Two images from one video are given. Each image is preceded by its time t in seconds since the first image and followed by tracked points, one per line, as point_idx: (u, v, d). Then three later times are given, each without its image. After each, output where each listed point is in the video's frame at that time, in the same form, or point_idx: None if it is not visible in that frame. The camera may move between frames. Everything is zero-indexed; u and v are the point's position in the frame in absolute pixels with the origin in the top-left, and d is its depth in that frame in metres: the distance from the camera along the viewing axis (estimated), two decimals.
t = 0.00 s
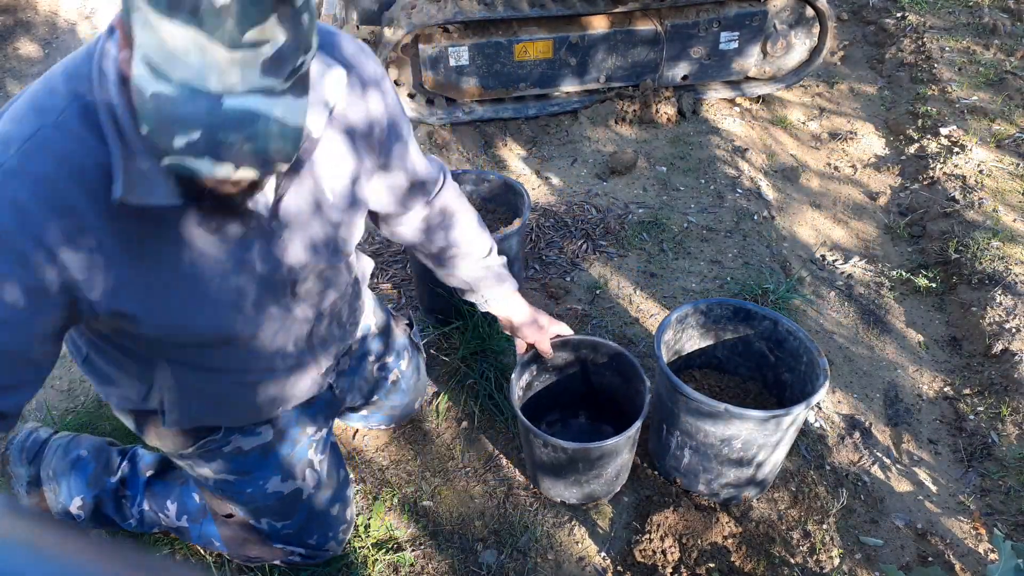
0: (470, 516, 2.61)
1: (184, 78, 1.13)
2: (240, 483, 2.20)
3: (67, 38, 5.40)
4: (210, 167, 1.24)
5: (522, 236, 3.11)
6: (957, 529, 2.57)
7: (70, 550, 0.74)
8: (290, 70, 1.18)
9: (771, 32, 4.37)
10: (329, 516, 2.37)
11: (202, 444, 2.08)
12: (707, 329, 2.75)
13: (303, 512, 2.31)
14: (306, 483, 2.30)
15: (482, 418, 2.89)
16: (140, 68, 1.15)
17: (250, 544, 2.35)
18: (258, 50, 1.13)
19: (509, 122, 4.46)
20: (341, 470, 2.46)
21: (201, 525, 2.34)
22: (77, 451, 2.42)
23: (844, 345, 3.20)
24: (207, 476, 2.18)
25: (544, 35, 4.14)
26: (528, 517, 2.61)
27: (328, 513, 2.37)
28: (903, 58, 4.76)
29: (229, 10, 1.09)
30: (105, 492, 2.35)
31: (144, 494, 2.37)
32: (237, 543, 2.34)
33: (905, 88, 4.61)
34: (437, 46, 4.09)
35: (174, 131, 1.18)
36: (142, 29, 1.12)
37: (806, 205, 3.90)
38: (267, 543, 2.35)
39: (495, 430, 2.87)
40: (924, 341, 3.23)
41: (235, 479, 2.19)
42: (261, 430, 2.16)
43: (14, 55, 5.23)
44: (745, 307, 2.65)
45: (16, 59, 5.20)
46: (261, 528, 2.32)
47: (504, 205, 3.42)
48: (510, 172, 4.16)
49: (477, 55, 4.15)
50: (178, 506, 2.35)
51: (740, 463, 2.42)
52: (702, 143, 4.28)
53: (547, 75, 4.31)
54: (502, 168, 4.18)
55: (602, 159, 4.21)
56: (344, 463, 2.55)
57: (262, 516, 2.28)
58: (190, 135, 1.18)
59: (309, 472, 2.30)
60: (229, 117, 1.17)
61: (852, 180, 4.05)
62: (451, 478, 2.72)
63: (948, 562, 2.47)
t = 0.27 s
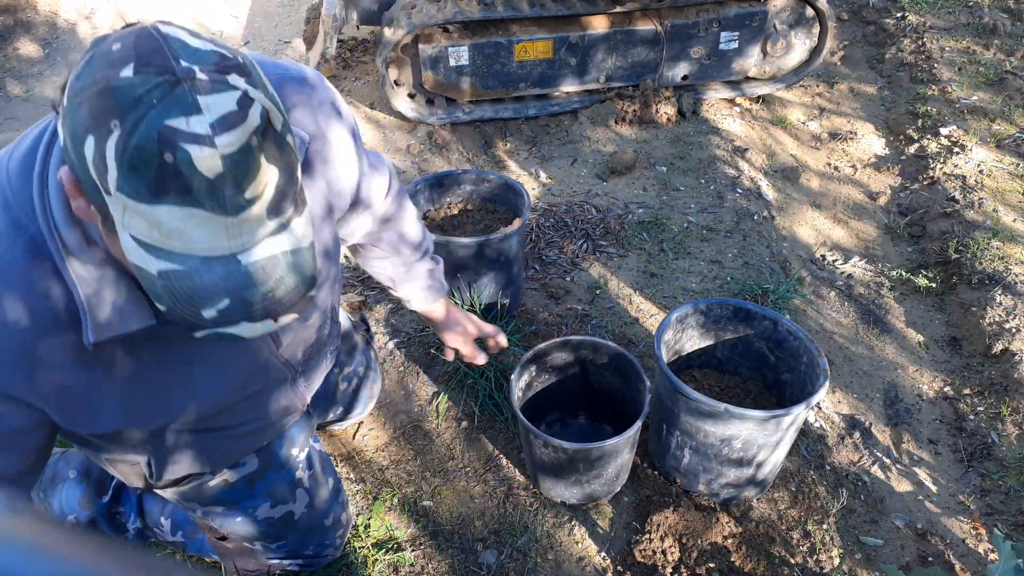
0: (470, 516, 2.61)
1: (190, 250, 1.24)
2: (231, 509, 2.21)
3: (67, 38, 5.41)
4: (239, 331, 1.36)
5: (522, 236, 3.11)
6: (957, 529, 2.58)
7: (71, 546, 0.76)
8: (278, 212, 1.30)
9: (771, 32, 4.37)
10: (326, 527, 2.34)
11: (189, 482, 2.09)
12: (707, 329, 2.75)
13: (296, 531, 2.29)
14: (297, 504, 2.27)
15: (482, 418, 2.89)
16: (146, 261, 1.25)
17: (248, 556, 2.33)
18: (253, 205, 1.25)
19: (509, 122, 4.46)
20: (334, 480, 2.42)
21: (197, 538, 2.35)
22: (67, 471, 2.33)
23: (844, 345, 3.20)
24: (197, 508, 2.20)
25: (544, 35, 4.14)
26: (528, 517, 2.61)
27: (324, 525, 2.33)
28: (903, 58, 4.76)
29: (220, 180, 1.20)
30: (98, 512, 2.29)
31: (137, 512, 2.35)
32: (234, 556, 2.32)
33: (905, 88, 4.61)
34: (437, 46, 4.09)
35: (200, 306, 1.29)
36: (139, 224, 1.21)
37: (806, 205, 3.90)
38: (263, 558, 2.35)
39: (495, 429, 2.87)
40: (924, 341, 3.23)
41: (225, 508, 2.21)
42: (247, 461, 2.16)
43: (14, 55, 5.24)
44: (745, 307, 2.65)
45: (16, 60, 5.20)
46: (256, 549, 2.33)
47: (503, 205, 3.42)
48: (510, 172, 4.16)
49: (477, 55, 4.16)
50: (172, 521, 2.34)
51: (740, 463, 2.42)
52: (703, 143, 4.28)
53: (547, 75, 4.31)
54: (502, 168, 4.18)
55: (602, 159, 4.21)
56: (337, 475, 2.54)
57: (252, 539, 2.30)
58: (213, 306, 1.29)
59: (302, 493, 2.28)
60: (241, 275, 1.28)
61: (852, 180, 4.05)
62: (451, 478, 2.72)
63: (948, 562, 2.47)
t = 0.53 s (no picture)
0: (470, 516, 2.61)
1: (281, 309, 1.27)
2: (231, 523, 2.19)
3: (67, 38, 5.41)
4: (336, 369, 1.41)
5: (522, 236, 3.11)
6: (957, 529, 2.57)
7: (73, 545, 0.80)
8: (344, 253, 1.34)
9: (771, 32, 4.37)
10: (325, 531, 2.33)
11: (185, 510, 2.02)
12: (707, 329, 2.75)
13: (298, 540, 2.28)
14: (297, 514, 2.24)
15: (482, 418, 2.89)
16: (237, 330, 1.26)
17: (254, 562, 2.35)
18: (329, 252, 1.28)
19: (509, 122, 4.46)
20: (332, 485, 2.41)
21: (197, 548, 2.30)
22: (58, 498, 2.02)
23: (844, 345, 3.20)
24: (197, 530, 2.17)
25: (544, 35, 4.14)
26: (528, 517, 2.61)
27: (324, 531, 2.32)
28: (903, 58, 4.76)
29: (297, 237, 1.22)
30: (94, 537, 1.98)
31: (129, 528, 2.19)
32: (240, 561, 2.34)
33: (905, 88, 4.61)
34: (437, 46, 4.10)
35: (299, 357, 1.34)
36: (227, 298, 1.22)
37: (806, 205, 3.90)
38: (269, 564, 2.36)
39: (495, 429, 2.87)
40: (924, 341, 3.23)
41: (227, 524, 2.19)
42: (244, 477, 2.12)
43: (14, 55, 5.24)
44: (745, 308, 2.65)
45: (16, 60, 5.20)
46: (260, 557, 2.33)
47: (503, 204, 3.42)
48: (510, 172, 4.16)
49: (477, 55, 4.15)
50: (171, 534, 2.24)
51: (740, 463, 2.42)
52: (703, 143, 4.28)
53: (547, 75, 4.31)
54: (502, 167, 4.18)
55: (602, 159, 4.21)
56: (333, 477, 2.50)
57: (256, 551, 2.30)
58: (309, 353, 1.34)
59: (301, 503, 2.25)
60: (328, 319, 1.33)
61: (852, 180, 4.05)
62: (451, 478, 2.72)
63: (948, 562, 2.47)
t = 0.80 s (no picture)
0: (470, 516, 2.61)
1: (324, 281, 1.28)
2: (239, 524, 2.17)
3: (67, 38, 5.41)
4: (393, 330, 1.44)
5: (522, 236, 3.12)
6: (957, 529, 2.58)
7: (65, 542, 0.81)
8: (368, 217, 1.36)
9: (771, 32, 4.37)
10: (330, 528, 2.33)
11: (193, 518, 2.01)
12: (707, 329, 2.75)
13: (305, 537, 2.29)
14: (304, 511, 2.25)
15: (483, 418, 2.89)
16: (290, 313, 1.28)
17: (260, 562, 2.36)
18: (354, 214, 1.31)
19: (509, 122, 4.46)
20: (334, 482, 2.41)
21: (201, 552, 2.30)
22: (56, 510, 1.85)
23: (844, 345, 3.20)
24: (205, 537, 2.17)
25: (544, 35, 4.14)
26: (528, 517, 2.61)
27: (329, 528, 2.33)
28: (903, 58, 4.76)
29: (317, 202, 1.24)
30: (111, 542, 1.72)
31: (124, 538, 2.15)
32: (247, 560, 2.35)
33: (905, 87, 4.61)
34: (437, 46, 4.10)
35: (354, 324, 1.36)
36: (273, 284, 1.23)
37: (806, 205, 3.90)
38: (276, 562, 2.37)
39: (495, 429, 2.87)
40: (923, 341, 3.23)
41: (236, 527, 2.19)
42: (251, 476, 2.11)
43: (14, 55, 5.24)
44: (745, 307, 2.65)
45: (16, 60, 5.20)
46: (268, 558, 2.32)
47: (504, 204, 3.42)
48: (510, 172, 4.16)
49: (477, 55, 4.16)
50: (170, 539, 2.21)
51: (740, 463, 2.43)
52: (703, 143, 4.28)
53: (547, 75, 4.31)
54: (502, 167, 4.18)
55: (602, 159, 4.21)
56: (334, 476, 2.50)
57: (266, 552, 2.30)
58: (364, 319, 1.37)
59: (307, 500, 2.25)
60: (370, 281, 1.36)
61: (852, 180, 4.05)
62: (451, 478, 2.72)
63: (948, 562, 2.47)
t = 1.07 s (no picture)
0: (470, 516, 2.61)
1: (317, 229, 1.27)
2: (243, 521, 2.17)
3: (67, 38, 5.41)
4: (390, 283, 1.42)
5: (522, 236, 3.12)
6: (957, 529, 2.58)
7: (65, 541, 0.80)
8: (361, 167, 1.35)
9: (771, 32, 4.37)
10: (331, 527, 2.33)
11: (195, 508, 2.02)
12: (707, 329, 2.75)
13: (307, 535, 2.29)
14: (306, 507, 2.25)
15: (483, 418, 2.89)
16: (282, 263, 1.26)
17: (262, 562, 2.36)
18: (347, 162, 1.30)
19: (509, 122, 4.46)
20: (335, 480, 2.41)
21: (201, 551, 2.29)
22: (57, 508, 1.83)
23: (844, 345, 3.20)
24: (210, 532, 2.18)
25: (544, 35, 4.14)
26: (528, 516, 2.61)
27: (330, 526, 2.32)
28: (903, 58, 4.76)
29: (308, 147, 1.24)
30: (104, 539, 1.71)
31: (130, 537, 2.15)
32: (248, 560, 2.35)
33: (905, 88, 4.61)
34: (437, 46, 4.10)
35: (349, 276, 1.34)
36: (264, 231, 1.22)
37: (806, 205, 3.90)
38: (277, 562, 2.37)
39: (495, 429, 2.87)
40: (923, 341, 3.23)
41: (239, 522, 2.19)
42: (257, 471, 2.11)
43: (14, 55, 5.24)
44: (745, 307, 2.65)
45: (16, 60, 5.20)
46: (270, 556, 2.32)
47: (504, 204, 3.42)
48: (510, 172, 4.16)
49: (477, 55, 4.16)
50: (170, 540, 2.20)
51: (740, 463, 2.43)
52: (703, 143, 4.28)
53: (547, 75, 4.31)
54: (502, 167, 4.18)
55: (602, 159, 4.21)
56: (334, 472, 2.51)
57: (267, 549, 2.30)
58: (359, 270, 1.35)
59: (309, 496, 2.27)
60: (365, 231, 1.34)
61: (852, 180, 4.05)
62: (451, 478, 2.72)
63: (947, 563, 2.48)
